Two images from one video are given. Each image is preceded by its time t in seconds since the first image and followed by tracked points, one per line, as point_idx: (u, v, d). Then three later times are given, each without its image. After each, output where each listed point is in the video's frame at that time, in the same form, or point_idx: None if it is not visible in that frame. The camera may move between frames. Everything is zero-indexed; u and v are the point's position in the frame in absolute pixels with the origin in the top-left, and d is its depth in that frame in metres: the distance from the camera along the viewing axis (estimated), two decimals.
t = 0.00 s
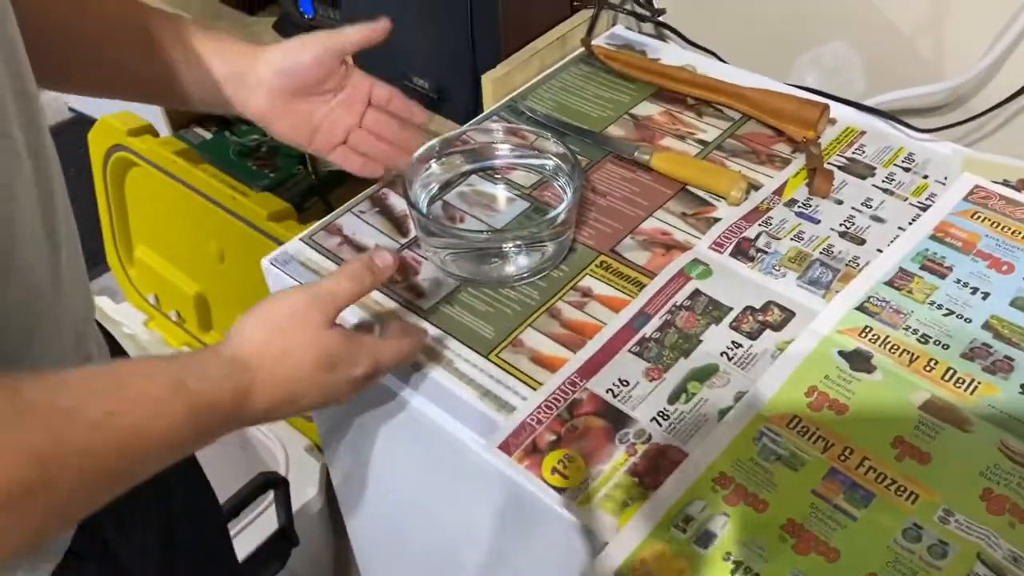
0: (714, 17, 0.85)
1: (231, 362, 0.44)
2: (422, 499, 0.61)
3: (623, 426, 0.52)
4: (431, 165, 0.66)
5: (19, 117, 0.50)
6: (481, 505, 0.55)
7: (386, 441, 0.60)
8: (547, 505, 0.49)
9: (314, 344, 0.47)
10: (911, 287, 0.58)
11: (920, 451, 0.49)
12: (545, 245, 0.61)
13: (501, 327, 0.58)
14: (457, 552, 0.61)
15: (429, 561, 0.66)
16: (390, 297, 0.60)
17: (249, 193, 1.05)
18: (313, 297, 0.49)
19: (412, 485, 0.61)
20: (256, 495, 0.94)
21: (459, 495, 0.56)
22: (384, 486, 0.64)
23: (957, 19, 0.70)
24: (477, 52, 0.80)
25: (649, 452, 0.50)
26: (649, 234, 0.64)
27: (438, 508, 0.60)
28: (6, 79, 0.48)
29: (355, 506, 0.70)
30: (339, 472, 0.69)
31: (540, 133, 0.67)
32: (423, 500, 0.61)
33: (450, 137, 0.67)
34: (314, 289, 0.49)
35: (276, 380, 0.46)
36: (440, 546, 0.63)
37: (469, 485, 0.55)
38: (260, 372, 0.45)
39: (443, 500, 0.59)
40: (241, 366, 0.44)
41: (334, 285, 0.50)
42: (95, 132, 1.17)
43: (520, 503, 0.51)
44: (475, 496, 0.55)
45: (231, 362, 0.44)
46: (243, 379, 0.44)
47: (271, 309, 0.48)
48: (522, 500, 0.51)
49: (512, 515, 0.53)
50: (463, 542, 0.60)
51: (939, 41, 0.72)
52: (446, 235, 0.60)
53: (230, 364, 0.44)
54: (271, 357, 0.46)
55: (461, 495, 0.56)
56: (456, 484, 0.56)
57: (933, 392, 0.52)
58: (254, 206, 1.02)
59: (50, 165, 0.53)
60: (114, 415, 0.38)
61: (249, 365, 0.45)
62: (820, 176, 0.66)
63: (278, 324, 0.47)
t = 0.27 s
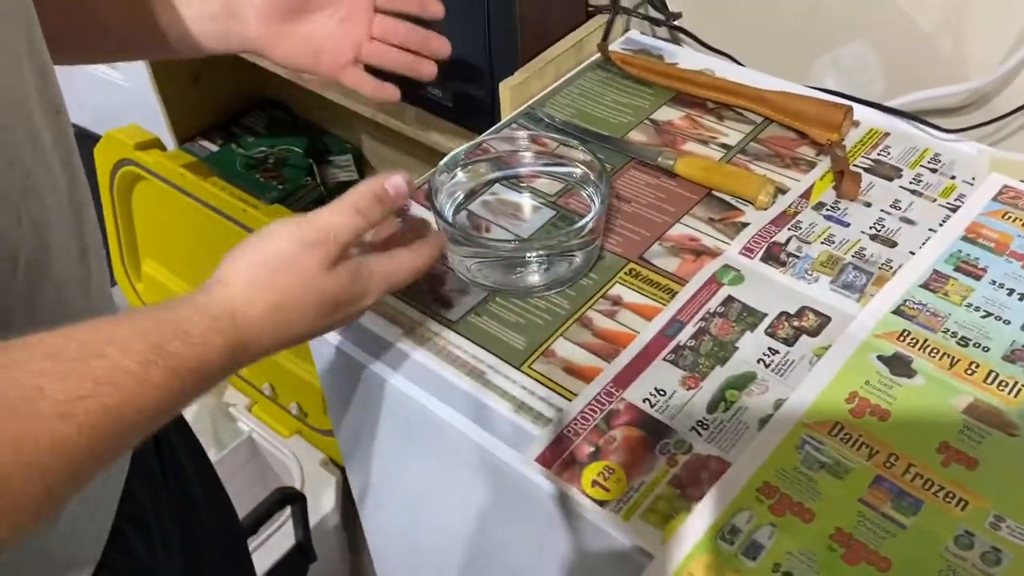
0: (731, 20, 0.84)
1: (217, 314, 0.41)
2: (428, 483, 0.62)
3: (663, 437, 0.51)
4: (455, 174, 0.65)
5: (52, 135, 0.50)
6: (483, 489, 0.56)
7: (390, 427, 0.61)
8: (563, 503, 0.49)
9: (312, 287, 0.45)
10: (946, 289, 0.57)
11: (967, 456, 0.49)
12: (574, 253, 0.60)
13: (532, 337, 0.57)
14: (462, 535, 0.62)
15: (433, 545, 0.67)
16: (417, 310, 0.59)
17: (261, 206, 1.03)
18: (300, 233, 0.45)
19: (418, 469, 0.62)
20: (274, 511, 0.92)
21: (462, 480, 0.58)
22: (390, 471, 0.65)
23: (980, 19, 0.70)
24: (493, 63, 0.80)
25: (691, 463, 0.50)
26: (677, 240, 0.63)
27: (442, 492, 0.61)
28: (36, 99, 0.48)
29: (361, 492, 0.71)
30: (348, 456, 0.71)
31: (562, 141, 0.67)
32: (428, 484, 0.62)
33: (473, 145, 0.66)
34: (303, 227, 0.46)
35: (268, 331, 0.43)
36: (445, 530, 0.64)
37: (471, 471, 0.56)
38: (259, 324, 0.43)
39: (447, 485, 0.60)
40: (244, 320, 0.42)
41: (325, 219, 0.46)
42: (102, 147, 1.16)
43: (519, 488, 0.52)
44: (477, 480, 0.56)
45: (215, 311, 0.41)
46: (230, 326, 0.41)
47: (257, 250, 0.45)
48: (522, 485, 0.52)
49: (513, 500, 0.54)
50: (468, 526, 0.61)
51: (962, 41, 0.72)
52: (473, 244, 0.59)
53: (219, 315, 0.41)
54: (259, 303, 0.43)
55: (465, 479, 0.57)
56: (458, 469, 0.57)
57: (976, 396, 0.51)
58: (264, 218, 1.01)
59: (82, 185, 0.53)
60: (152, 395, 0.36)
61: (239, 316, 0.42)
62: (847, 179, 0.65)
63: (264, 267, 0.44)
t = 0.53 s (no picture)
0: (735, 24, 0.84)
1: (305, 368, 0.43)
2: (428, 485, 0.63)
3: (679, 449, 0.50)
4: (464, 182, 0.64)
5: (54, 147, 0.49)
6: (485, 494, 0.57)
7: (394, 429, 0.62)
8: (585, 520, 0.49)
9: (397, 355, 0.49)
10: (961, 295, 0.57)
11: (988, 465, 0.48)
12: (584, 262, 0.59)
13: (544, 348, 0.57)
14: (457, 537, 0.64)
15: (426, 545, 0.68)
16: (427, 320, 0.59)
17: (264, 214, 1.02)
18: (398, 303, 0.50)
19: (418, 472, 0.63)
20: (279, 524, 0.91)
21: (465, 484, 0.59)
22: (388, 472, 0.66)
23: (988, 21, 0.69)
24: (498, 69, 0.79)
25: (708, 474, 0.49)
26: (688, 248, 0.62)
27: (442, 495, 0.62)
28: (40, 111, 0.48)
29: (357, 490, 0.72)
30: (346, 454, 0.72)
31: (569, 146, 0.66)
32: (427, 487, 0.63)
33: (481, 153, 0.65)
34: (399, 296, 0.50)
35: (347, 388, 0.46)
36: (440, 531, 0.65)
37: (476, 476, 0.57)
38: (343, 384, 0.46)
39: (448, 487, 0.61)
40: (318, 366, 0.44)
41: (414, 291, 0.51)
42: (102, 156, 1.15)
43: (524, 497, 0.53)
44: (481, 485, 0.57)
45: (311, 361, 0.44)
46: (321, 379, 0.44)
47: (356, 310, 0.49)
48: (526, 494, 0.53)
49: (516, 506, 0.55)
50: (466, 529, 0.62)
51: (971, 44, 0.71)
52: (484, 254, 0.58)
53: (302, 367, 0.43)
54: (352, 362, 0.46)
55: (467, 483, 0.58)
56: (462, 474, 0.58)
57: (995, 403, 0.51)
58: (268, 227, 1.00)
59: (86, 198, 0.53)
60: (182, 411, 0.35)
61: (326, 369, 0.45)
62: (859, 184, 0.64)
63: (360, 329, 0.48)
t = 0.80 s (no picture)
0: (737, 31, 0.84)
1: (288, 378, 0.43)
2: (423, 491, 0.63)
3: (684, 459, 0.50)
4: (466, 190, 0.64)
5: (59, 148, 0.49)
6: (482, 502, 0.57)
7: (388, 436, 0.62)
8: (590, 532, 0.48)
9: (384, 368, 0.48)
10: (967, 303, 0.57)
11: (995, 476, 0.48)
12: (587, 271, 0.59)
13: (547, 357, 0.56)
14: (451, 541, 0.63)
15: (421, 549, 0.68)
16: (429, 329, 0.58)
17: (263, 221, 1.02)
18: (384, 314, 0.49)
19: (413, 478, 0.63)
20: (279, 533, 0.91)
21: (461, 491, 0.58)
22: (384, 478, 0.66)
23: (991, 28, 0.69)
24: (499, 74, 0.78)
25: (714, 486, 0.48)
26: (691, 256, 0.62)
27: (440, 507, 0.62)
28: (44, 109, 0.47)
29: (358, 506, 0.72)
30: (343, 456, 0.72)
31: (572, 154, 0.66)
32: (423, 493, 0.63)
33: (483, 161, 0.65)
34: (386, 307, 0.50)
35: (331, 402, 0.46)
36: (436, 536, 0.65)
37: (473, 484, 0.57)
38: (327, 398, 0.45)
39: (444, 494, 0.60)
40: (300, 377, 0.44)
41: (401, 301, 0.50)
42: (101, 162, 1.15)
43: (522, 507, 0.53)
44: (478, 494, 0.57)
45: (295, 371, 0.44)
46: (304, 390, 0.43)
47: (343, 321, 0.48)
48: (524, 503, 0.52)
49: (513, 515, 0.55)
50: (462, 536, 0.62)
51: (974, 51, 0.71)
52: (487, 262, 0.58)
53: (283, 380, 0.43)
54: (338, 374, 0.46)
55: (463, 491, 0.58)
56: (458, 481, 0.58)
57: (1002, 412, 0.50)
58: (269, 234, 0.99)
59: (89, 194, 0.52)
60: (155, 423, 0.34)
61: (310, 382, 0.44)
62: (862, 192, 0.64)
63: (347, 341, 0.47)
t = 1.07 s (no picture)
0: (732, 34, 0.84)
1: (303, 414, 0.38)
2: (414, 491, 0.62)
3: (679, 464, 0.50)
4: (460, 194, 0.64)
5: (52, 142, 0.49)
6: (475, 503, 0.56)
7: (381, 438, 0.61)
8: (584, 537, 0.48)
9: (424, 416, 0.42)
10: (961, 306, 0.57)
11: (989, 479, 0.48)
12: (581, 274, 0.59)
13: (541, 361, 0.56)
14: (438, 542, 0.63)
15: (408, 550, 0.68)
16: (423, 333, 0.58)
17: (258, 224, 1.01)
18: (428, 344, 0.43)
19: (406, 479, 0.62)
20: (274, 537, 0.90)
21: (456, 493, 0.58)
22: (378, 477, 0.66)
23: (984, 31, 0.69)
24: (493, 77, 0.78)
25: (708, 490, 0.48)
26: (686, 259, 0.62)
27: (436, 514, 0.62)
28: (35, 103, 0.47)
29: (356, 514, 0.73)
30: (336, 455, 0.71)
31: (566, 157, 0.66)
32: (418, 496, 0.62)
33: (477, 164, 0.65)
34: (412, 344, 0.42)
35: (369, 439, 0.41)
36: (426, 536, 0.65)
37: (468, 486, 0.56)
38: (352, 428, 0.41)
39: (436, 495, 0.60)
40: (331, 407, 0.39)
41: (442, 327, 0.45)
42: (94, 165, 1.14)
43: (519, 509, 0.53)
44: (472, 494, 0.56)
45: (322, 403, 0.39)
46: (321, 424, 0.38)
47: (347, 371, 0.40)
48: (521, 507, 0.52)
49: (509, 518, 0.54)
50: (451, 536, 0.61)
51: (969, 54, 0.71)
52: (480, 266, 0.58)
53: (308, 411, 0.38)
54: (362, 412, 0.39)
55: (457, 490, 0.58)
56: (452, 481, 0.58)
57: (996, 416, 0.50)
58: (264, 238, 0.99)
59: (83, 188, 0.52)
60: (147, 457, 0.33)
61: (338, 425, 0.38)
62: (857, 195, 0.64)
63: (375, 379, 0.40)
